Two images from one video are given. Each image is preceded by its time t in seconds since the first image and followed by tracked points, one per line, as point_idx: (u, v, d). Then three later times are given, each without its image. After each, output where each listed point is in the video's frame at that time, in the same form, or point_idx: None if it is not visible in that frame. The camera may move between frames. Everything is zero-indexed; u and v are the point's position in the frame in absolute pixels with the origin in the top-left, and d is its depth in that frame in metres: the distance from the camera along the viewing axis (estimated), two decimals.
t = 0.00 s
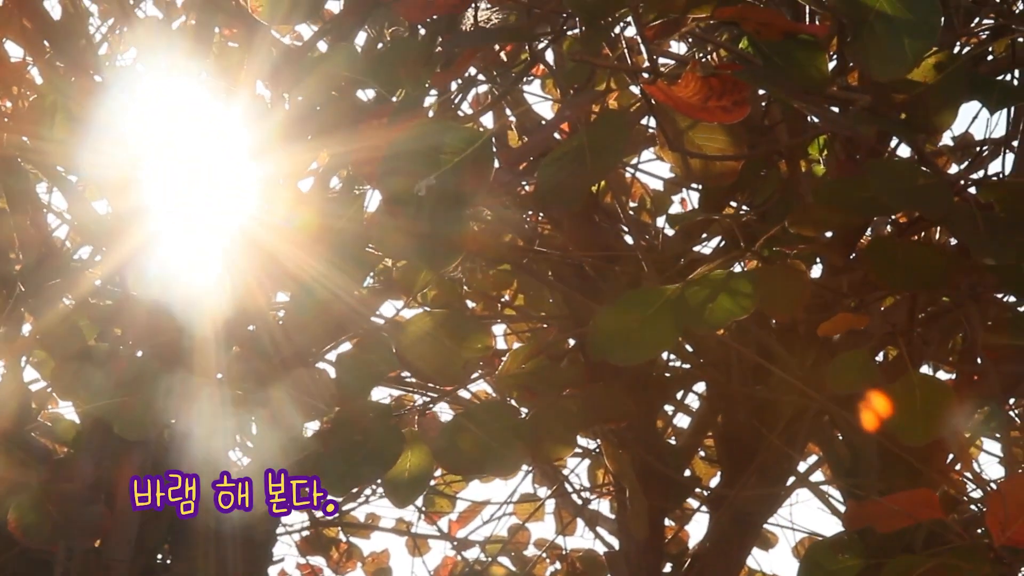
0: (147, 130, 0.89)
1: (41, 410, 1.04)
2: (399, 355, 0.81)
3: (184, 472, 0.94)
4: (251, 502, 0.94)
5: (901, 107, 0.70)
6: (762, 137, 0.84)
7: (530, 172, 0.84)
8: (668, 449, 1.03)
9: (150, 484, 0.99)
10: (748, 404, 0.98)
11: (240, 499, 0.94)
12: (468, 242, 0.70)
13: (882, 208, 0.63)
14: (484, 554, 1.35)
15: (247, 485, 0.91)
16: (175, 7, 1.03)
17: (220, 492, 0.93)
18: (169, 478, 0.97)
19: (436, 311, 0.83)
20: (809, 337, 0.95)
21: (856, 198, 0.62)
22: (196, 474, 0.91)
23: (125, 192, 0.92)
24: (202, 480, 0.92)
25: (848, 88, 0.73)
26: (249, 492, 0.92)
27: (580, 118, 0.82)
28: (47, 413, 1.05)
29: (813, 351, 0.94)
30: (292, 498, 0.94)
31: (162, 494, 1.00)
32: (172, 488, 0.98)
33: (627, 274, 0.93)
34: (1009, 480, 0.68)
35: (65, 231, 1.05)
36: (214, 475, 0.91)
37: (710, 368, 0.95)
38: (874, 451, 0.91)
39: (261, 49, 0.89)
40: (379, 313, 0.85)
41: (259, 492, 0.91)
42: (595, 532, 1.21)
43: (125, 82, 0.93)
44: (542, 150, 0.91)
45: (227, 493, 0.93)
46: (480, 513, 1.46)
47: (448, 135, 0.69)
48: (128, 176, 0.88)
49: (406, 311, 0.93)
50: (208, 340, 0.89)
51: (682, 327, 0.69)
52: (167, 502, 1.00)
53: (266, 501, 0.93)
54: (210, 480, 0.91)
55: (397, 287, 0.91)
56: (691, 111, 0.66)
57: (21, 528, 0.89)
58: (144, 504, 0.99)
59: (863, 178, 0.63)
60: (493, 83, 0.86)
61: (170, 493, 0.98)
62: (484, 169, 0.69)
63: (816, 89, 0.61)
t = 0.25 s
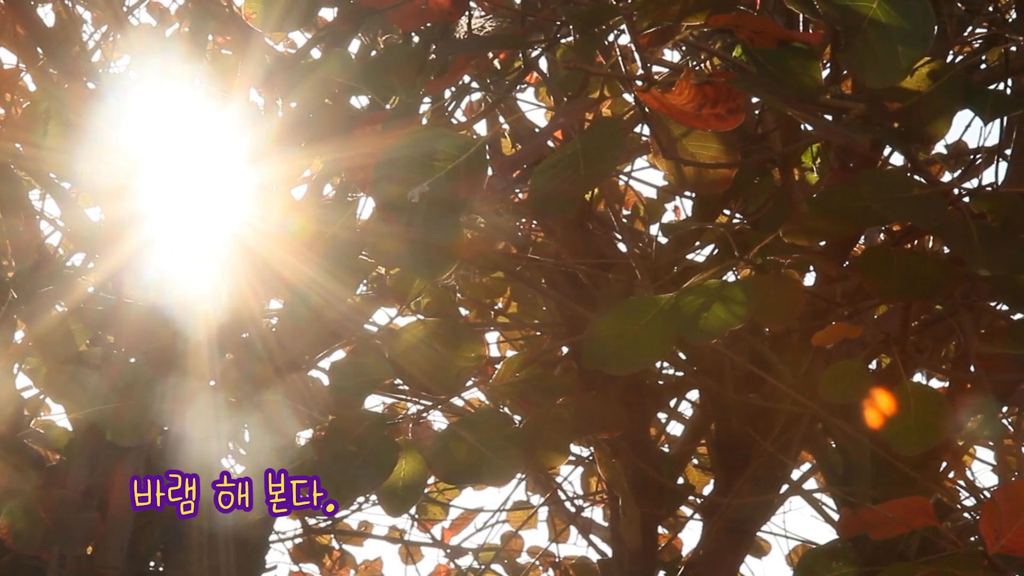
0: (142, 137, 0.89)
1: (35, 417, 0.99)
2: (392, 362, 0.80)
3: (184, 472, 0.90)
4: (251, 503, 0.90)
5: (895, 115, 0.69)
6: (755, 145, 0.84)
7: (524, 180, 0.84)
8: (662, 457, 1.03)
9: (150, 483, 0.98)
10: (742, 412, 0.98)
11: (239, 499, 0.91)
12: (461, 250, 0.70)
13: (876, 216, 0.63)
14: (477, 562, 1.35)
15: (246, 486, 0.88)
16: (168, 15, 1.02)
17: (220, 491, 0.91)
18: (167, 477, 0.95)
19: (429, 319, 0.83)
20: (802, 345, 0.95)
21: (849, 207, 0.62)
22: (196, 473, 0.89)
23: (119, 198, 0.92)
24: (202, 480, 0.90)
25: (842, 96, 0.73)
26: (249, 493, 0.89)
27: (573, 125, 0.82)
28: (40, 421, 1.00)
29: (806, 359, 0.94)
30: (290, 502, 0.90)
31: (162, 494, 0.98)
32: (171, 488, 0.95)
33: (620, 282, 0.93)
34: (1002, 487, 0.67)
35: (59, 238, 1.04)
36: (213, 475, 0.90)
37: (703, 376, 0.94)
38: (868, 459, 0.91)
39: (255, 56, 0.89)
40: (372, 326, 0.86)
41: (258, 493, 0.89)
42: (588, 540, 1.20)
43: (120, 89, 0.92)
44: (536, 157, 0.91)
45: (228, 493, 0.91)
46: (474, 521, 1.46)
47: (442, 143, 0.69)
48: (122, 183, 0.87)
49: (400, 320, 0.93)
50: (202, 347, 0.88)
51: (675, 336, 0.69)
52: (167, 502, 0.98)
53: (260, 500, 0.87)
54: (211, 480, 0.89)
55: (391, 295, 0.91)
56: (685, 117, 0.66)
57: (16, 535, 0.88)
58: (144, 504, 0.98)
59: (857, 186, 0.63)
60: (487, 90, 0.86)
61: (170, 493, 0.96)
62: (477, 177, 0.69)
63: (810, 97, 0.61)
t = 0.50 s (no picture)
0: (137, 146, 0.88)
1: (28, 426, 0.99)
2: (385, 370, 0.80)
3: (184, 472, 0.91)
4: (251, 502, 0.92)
5: (888, 124, 0.68)
6: (750, 154, 0.84)
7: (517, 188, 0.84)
8: (656, 465, 1.03)
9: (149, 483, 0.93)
10: (736, 420, 0.97)
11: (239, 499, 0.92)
12: (454, 258, 0.70)
13: (868, 224, 0.63)
14: (470, 570, 1.34)
15: (247, 486, 0.90)
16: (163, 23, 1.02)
17: (220, 492, 0.92)
18: (169, 476, 0.92)
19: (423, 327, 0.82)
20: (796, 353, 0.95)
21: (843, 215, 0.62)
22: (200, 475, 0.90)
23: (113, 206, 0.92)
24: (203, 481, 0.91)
25: (836, 105, 0.74)
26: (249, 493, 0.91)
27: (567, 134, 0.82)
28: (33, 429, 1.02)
29: (800, 368, 0.94)
30: (296, 502, 0.87)
31: (162, 494, 0.93)
32: (172, 488, 0.92)
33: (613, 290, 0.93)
34: (994, 496, 0.68)
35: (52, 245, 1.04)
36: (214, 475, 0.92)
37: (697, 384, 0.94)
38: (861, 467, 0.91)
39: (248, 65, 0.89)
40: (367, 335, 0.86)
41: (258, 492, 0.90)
42: (581, 548, 1.20)
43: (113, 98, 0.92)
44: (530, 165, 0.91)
45: (228, 493, 0.92)
46: (467, 529, 1.45)
47: (435, 150, 0.69)
48: (115, 193, 0.87)
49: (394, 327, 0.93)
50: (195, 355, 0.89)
51: (669, 345, 0.68)
52: (167, 503, 0.94)
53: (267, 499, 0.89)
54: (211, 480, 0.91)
55: (384, 303, 0.90)
56: (679, 126, 0.66)
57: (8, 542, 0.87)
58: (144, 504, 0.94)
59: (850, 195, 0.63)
60: (481, 98, 0.86)
61: (169, 493, 0.93)
62: (470, 185, 0.69)
63: (804, 105, 0.61)
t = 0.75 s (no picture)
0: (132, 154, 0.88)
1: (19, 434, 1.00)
2: (379, 378, 0.80)
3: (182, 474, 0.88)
4: (251, 503, 0.90)
5: (883, 133, 0.68)
6: (744, 163, 0.84)
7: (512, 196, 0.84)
8: (650, 474, 1.03)
9: (148, 483, 0.94)
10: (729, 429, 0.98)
11: (239, 499, 0.91)
12: (449, 266, 0.70)
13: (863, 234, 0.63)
14: None
15: (246, 487, 0.87)
16: (157, 32, 1.03)
17: (220, 492, 0.91)
18: (168, 477, 0.91)
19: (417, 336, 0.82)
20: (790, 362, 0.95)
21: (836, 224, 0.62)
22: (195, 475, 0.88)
23: (107, 216, 0.91)
24: (202, 481, 0.89)
25: (831, 114, 0.74)
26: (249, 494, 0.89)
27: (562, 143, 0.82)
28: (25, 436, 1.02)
29: (794, 377, 0.94)
30: (295, 501, 0.83)
31: (161, 495, 0.93)
32: (172, 488, 0.91)
33: (608, 298, 0.93)
34: (988, 505, 0.69)
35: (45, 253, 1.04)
36: (214, 476, 0.91)
37: (690, 393, 0.94)
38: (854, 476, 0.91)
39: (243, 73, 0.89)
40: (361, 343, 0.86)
41: (258, 492, 0.87)
42: (575, 557, 1.20)
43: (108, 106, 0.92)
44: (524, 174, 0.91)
45: (227, 493, 0.91)
46: (461, 537, 1.45)
47: (428, 160, 0.69)
48: (111, 202, 0.87)
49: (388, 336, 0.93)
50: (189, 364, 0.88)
51: (662, 353, 0.68)
52: (167, 503, 0.93)
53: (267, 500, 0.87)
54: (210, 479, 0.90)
55: (378, 310, 0.90)
56: (672, 136, 0.66)
57: None
58: (144, 504, 0.95)
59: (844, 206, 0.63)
60: (475, 107, 0.86)
61: (169, 494, 0.92)
62: (465, 193, 0.69)
63: (797, 115, 0.61)
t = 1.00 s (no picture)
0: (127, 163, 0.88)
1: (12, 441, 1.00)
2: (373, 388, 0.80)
3: (185, 472, 0.89)
4: (251, 503, 0.88)
5: (876, 143, 0.68)
6: (738, 172, 0.84)
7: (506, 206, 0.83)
8: (644, 483, 1.03)
9: (148, 483, 0.93)
10: (723, 438, 0.98)
11: (239, 498, 0.89)
12: (443, 277, 0.69)
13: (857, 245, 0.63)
14: None
15: (246, 485, 0.86)
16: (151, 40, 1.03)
17: (221, 491, 0.91)
18: (168, 476, 0.90)
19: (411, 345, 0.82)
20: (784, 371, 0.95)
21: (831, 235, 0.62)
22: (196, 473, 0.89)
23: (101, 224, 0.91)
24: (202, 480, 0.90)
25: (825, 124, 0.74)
26: (248, 493, 0.87)
27: (556, 152, 0.82)
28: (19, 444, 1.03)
29: (788, 386, 0.94)
30: (294, 498, 0.80)
31: (161, 494, 0.92)
32: (172, 488, 0.91)
33: (602, 308, 0.93)
34: (980, 516, 0.70)
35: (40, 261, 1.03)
36: (214, 475, 0.90)
37: (685, 402, 0.94)
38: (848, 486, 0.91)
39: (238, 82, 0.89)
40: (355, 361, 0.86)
41: (258, 493, 0.85)
42: (569, 566, 1.20)
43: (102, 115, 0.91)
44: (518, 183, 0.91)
45: (227, 493, 0.90)
46: (455, 545, 1.45)
47: (423, 170, 0.69)
48: (104, 213, 0.87)
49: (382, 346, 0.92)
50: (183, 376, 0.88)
51: (657, 364, 0.68)
52: (168, 502, 0.93)
53: (267, 500, 0.84)
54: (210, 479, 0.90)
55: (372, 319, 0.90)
56: (667, 146, 0.66)
57: None
58: (144, 504, 0.94)
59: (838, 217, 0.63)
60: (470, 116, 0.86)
61: (169, 494, 0.92)
62: (459, 202, 0.69)
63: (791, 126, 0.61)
